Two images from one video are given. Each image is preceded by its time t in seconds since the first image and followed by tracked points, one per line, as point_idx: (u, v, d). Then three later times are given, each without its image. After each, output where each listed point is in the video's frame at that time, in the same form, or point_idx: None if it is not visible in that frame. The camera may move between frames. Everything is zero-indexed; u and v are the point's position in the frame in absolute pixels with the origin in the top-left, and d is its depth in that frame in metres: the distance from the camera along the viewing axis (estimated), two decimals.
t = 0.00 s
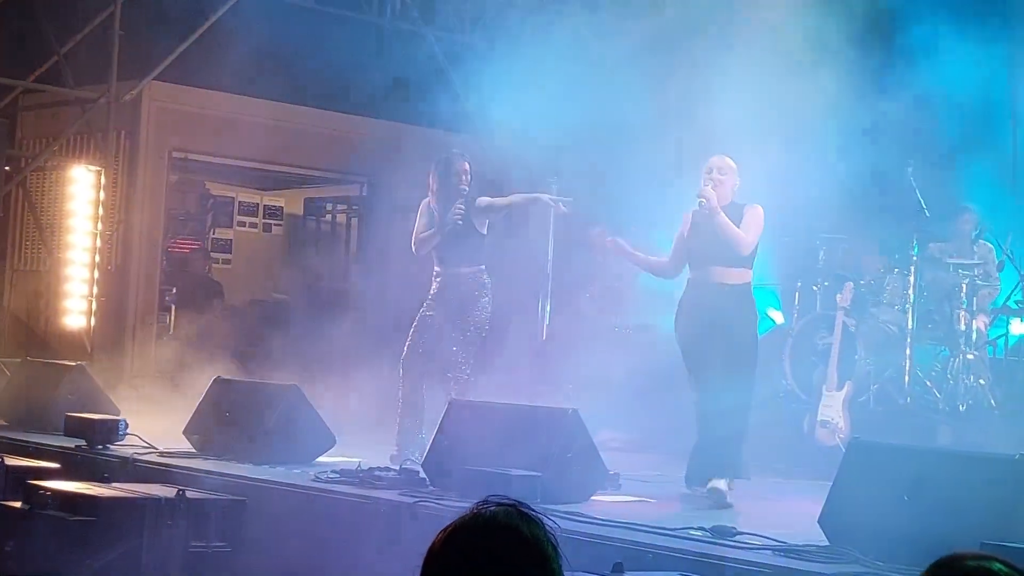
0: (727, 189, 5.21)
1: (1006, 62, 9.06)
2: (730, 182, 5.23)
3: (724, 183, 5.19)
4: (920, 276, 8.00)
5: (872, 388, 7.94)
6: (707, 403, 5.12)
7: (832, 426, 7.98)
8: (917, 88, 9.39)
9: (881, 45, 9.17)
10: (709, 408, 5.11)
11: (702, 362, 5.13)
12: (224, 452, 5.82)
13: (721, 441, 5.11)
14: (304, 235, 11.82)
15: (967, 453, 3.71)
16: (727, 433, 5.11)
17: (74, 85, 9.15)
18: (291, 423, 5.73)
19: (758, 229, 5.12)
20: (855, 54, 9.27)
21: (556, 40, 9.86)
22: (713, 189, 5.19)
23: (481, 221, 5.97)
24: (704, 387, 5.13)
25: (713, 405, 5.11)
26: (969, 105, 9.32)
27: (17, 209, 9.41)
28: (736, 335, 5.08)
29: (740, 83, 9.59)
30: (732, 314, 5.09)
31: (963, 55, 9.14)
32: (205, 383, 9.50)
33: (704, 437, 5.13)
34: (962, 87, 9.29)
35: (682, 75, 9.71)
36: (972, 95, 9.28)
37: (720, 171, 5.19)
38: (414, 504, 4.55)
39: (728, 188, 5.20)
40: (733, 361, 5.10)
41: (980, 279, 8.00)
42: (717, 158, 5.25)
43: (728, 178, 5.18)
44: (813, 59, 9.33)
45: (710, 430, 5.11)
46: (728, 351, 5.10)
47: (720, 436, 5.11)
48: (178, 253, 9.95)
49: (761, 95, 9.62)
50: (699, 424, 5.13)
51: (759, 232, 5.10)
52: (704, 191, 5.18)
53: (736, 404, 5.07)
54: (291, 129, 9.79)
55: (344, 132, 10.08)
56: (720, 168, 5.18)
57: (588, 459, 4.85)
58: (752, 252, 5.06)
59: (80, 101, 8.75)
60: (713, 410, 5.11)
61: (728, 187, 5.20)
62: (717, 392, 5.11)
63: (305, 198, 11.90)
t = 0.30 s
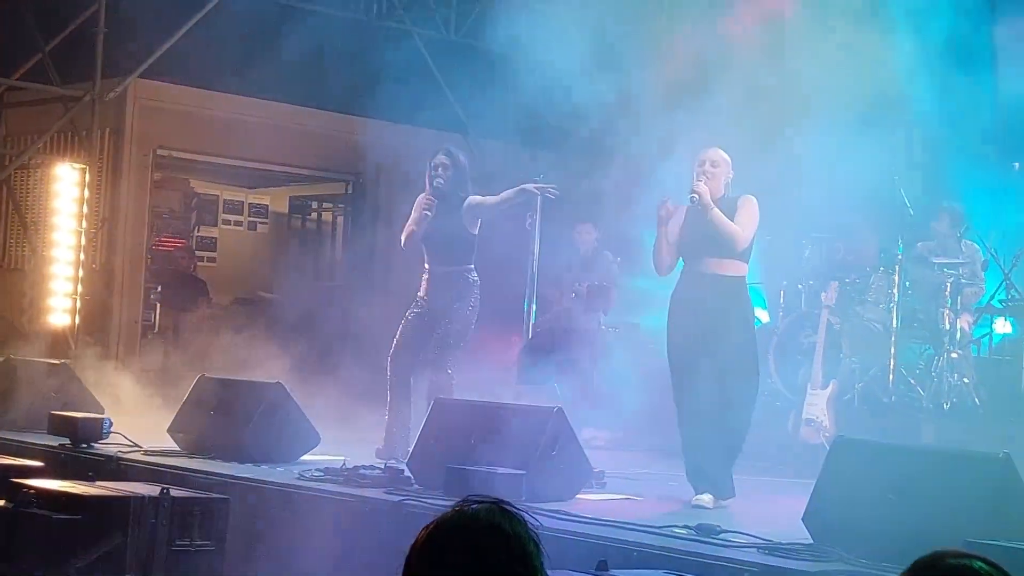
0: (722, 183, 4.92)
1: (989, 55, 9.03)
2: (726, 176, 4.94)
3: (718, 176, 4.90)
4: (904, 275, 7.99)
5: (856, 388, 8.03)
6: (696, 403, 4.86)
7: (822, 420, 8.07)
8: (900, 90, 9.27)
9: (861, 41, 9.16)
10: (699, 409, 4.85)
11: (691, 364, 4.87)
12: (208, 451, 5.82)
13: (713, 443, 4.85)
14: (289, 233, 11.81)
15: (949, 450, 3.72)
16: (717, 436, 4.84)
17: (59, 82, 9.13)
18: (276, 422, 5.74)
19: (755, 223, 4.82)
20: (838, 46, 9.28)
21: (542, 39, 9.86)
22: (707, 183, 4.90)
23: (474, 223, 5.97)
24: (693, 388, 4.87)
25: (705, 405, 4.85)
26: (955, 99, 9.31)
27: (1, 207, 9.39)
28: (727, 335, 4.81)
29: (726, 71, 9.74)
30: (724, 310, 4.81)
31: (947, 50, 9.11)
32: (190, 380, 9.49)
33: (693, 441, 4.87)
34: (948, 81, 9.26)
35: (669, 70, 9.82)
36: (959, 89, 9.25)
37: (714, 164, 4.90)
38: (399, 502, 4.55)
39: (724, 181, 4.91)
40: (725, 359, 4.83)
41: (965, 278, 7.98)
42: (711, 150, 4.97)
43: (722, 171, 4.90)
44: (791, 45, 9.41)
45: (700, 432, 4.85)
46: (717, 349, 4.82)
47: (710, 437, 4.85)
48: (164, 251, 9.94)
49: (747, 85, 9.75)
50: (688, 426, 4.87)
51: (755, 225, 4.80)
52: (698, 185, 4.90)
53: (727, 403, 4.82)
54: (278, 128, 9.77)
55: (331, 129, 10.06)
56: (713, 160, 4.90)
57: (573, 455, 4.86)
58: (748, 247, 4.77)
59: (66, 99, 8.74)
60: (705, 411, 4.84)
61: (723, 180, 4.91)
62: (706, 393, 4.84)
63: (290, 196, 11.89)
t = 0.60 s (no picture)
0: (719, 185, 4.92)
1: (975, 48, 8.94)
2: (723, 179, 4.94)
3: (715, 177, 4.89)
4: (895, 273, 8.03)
5: (846, 386, 8.13)
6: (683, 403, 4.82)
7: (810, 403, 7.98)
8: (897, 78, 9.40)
9: (864, 25, 9.40)
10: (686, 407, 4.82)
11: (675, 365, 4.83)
12: (199, 450, 5.82)
13: (705, 440, 4.81)
14: (280, 231, 11.81)
15: (942, 450, 3.74)
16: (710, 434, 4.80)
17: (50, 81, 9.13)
18: (267, 421, 5.74)
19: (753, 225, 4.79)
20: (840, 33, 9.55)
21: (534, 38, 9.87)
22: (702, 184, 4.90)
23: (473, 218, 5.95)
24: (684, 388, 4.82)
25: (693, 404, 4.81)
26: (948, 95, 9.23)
27: None
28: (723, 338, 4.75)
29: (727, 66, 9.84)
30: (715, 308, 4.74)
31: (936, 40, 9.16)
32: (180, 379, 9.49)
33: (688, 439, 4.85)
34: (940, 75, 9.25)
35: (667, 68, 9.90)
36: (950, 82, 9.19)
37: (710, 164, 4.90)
38: (389, 502, 4.56)
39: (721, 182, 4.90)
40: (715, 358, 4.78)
41: (955, 279, 7.92)
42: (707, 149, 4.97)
43: (718, 172, 4.89)
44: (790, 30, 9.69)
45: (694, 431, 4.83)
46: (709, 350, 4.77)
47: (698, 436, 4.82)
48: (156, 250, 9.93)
49: (753, 78, 9.91)
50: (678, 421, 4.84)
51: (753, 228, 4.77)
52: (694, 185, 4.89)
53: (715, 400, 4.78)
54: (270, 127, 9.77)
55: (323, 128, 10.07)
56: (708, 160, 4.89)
57: (563, 454, 4.86)
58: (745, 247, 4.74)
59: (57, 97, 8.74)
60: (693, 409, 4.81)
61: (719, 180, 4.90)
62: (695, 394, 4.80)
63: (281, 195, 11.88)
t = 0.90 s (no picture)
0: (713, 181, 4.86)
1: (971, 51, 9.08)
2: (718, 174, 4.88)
3: (710, 174, 4.83)
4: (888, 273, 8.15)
5: (838, 387, 8.09)
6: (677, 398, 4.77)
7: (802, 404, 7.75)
8: (892, 81, 9.51)
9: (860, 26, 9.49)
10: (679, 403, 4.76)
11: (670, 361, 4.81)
12: (190, 448, 5.81)
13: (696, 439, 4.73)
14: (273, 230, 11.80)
15: (934, 449, 3.75)
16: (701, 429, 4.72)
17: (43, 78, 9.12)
18: (259, 420, 5.73)
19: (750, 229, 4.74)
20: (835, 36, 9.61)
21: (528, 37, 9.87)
22: (697, 180, 4.84)
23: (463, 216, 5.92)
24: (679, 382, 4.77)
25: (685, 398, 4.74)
26: (942, 97, 9.36)
27: None
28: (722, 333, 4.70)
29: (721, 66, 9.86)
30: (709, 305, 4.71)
31: (931, 43, 9.30)
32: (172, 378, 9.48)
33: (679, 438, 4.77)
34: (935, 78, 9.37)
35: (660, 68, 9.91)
36: (945, 84, 9.32)
37: (705, 159, 4.83)
38: (381, 501, 4.56)
39: (715, 179, 4.84)
40: (714, 353, 4.72)
41: (947, 279, 8.06)
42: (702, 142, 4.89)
43: (713, 169, 4.83)
44: (783, 30, 9.70)
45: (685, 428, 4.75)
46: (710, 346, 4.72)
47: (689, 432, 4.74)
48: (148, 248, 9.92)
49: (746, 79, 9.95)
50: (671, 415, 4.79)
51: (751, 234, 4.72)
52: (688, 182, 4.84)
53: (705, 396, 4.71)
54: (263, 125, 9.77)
55: (316, 127, 10.07)
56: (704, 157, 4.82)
57: (556, 453, 4.87)
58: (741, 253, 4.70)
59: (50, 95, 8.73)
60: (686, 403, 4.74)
61: (714, 177, 4.84)
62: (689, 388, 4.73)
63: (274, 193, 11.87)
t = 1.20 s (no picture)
0: (705, 171, 4.69)
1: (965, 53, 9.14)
2: (711, 162, 4.70)
3: (698, 163, 4.67)
4: (879, 273, 8.14)
5: (831, 386, 7.95)
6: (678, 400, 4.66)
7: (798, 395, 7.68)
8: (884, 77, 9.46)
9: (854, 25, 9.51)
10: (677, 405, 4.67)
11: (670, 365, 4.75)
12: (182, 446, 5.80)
13: (696, 445, 4.64)
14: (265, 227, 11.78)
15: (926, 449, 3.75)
16: (702, 437, 4.63)
17: (35, 74, 9.10)
18: (250, 417, 5.73)
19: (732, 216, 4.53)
20: (829, 34, 9.62)
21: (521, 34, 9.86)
22: (685, 171, 4.69)
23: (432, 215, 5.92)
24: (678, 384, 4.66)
25: (685, 401, 4.64)
26: (934, 98, 9.33)
27: None
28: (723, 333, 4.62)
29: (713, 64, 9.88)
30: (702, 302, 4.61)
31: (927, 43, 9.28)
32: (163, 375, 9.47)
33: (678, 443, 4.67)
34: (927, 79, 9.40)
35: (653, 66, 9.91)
36: (937, 86, 9.30)
37: (691, 149, 4.68)
38: (372, 500, 4.55)
39: (704, 168, 4.68)
40: (712, 353, 4.63)
41: (938, 277, 8.16)
42: (695, 132, 4.74)
43: (698, 157, 4.67)
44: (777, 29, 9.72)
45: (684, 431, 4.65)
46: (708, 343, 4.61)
47: (689, 437, 4.64)
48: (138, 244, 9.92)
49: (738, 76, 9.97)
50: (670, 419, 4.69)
51: (730, 221, 4.51)
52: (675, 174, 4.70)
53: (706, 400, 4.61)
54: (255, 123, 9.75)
55: (307, 124, 10.06)
56: (685, 147, 4.70)
57: (548, 450, 4.88)
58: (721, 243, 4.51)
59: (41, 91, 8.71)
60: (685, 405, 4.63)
61: (701, 166, 4.67)
62: (689, 388, 4.63)
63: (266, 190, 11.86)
